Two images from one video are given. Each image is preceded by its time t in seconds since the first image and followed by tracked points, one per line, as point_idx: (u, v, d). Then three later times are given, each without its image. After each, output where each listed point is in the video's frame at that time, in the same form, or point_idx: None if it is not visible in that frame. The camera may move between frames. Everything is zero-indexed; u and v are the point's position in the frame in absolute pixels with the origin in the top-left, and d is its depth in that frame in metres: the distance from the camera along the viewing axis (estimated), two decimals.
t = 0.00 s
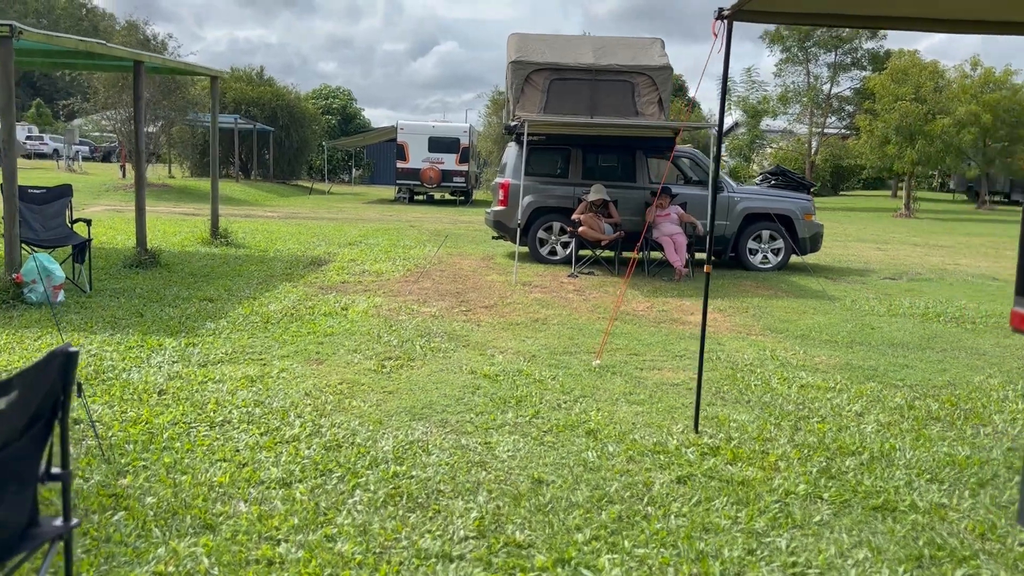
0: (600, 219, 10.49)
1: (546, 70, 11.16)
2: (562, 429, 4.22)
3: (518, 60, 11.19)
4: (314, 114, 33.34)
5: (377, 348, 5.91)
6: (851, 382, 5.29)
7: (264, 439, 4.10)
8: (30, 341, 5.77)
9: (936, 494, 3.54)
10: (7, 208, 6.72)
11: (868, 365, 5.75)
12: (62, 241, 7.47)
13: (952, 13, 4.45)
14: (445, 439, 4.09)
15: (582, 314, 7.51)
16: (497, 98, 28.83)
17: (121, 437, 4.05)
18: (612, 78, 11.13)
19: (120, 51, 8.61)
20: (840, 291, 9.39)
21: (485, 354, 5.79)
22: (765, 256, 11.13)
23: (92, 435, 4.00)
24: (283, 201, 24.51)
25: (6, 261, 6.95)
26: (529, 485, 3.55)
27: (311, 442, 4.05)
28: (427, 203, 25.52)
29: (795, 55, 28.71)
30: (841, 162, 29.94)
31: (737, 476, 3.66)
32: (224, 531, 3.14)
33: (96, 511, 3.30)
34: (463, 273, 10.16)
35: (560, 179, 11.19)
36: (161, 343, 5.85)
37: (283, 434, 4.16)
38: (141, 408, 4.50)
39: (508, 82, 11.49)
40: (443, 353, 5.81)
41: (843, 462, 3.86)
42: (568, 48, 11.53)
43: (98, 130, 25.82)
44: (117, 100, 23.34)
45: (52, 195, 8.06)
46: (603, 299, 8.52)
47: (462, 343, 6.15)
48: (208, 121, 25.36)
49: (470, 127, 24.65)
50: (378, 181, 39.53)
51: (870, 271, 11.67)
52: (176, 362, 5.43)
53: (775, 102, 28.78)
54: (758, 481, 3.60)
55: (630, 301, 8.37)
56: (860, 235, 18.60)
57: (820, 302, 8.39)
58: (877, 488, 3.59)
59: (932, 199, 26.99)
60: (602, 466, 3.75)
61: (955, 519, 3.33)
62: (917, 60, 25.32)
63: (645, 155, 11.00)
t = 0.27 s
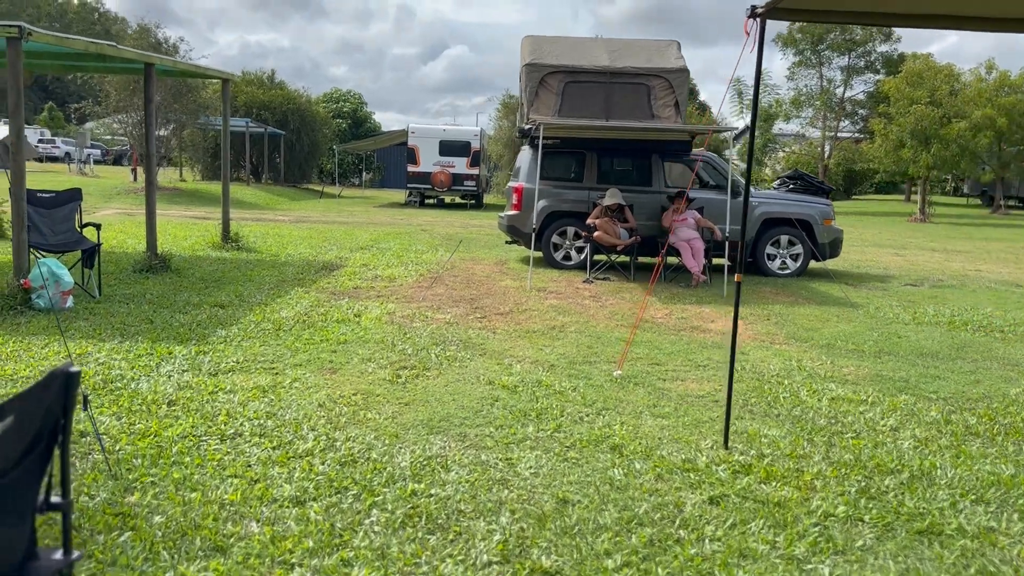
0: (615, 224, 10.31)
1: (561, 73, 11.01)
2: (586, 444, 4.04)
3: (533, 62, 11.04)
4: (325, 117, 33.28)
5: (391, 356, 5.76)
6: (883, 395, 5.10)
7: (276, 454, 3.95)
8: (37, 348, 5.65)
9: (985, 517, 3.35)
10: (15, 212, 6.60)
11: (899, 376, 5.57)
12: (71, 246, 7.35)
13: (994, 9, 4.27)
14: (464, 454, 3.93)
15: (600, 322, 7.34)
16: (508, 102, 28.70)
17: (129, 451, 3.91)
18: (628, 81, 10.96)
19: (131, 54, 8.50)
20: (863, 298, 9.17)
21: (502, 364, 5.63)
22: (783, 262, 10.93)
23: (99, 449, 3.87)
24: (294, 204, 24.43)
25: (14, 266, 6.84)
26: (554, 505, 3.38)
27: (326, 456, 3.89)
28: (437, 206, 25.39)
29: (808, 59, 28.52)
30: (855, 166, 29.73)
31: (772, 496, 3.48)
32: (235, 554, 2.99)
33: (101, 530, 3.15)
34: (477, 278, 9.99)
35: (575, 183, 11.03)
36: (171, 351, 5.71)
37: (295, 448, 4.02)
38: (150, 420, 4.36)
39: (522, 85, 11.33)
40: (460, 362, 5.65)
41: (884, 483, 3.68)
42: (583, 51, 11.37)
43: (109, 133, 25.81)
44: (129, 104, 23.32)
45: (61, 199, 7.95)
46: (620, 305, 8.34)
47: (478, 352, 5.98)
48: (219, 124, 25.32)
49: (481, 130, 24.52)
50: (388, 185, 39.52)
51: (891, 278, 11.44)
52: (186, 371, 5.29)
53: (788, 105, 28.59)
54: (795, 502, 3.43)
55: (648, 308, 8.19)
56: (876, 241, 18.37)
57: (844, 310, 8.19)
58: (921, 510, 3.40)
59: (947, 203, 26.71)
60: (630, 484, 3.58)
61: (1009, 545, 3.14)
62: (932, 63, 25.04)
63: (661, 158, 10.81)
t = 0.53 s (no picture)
0: (641, 227, 10.09)
1: (585, 74, 10.81)
2: (619, 458, 3.85)
3: (556, 63, 10.85)
4: (346, 120, 33.30)
5: (414, 363, 5.60)
6: (928, 408, 4.86)
7: (296, 466, 3.80)
8: (53, 353, 5.54)
9: None
10: (34, 214, 6.51)
11: (943, 388, 5.33)
12: (91, 249, 7.26)
13: None
14: (491, 468, 3.76)
15: (627, 328, 7.13)
16: (529, 105, 28.53)
17: (144, 462, 3.78)
18: (654, 82, 10.76)
19: (152, 54, 8.42)
20: (897, 304, 8.90)
21: (528, 372, 5.44)
22: (813, 266, 10.68)
23: (113, 460, 3.74)
24: (315, 207, 24.40)
25: (32, 269, 6.74)
26: (587, 525, 3.20)
27: (347, 469, 3.73)
28: (458, 209, 25.25)
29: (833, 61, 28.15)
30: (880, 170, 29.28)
31: (819, 518, 3.28)
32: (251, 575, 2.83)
33: (113, 548, 3.00)
34: (499, 282, 9.82)
35: (598, 186, 10.84)
36: (190, 357, 5.59)
37: (315, 460, 3.86)
38: (167, 429, 4.23)
39: (545, 86, 11.15)
40: (484, 370, 5.47)
41: (937, 503, 3.46)
42: (607, 51, 11.17)
43: (132, 136, 25.92)
44: (151, 107, 23.40)
45: (81, 201, 7.87)
46: (647, 311, 8.14)
47: (503, 359, 5.81)
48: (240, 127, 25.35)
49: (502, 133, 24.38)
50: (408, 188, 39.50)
51: (924, 283, 11.14)
52: (204, 377, 5.15)
53: (812, 108, 28.23)
54: (843, 525, 3.24)
55: (675, 314, 7.98)
56: (904, 246, 18.01)
57: (878, 316, 7.93)
58: (980, 535, 3.18)
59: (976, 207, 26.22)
60: (667, 503, 3.39)
61: None
62: (960, 65, 24.58)
63: (688, 161, 10.60)
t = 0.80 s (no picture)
0: (679, 232, 9.82)
1: (621, 76, 10.56)
2: (664, 480, 3.63)
3: (592, 64, 10.61)
4: (380, 124, 33.35)
5: (446, 373, 5.42)
6: (990, 426, 4.57)
7: (324, 483, 3.63)
8: (81, 360, 5.46)
9: None
10: (65, 218, 6.45)
11: (1005, 404, 5.02)
12: (122, 253, 7.20)
13: None
14: (529, 488, 3.56)
15: (666, 337, 6.89)
16: (562, 108, 28.31)
17: (168, 477, 3.64)
18: (692, 83, 10.49)
19: (186, 57, 8.36)
20: (948, 313, 8.55)
21: (565, 383, 5.23)
22: (858, 273, 10.36)
23: (136, 476, 3.61)
24: (348, 210, 24.42)
25: (64, 273, 6.69)
26: (631, 555, 2.98)
27: (377, 488, 3.56)
28: (490, 213, 25.10)
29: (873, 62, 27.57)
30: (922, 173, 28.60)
31: (884, 551, 3.03)
32: None
33: (131, 571, 2.85)
34: (533, 288, 9.62)
35: (635, 189, 10.59)
36: (219, 364, 5.46)
37: (344, 477, 3.69)
38: (192, 441, 4.09)
39: (581, 88, 10.92)
40: (519, 380, 5.27)
41: (1012, 535, 3.19)
42: (644, 52, 10.93)
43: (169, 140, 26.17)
44: (188, 111, 23.60)
45: (114, 205, 7.82)
46: (686, 319, 7.88)
47: (539, 369, 5.61)
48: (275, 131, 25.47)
49: (535, 136, 24.19)
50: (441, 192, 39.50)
51: (973, 291, 10.73)
52: (233, 386, 5.02)
53: (852, 110, 27.67)
54: (910, 558, 2.99)
55: (716, 322, 7.72)
56: (949, 251, 17.49)
57: (929, 326, 7.60)
58: None
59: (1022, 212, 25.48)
60: (717, 531, 3.16)
61: None
62: (1006, 66, 23.92)
63: (728, 164, 10.31)
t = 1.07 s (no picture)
0: (737, 238, 9.50)
1: (677, 76, 10.25)
2: (733, 505, 3.40)
3: (647, 65, 10.34)
4: (429, 128, 33.43)
5: (498, 383, 5.24)
6: None
7: (373, 500, 3.47)
8: (131, 365, 5.42)
9: None
10: (117, 222, 6.44)
11: None
12: (174, 256, 7.19)
13: None
14: (587, 511, 3.36)
15: (725, 347, 6.62)
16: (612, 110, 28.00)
17: (213, 491, 3.53)
18: (751, 83, 10.18)
19: (239, 61, 8.35)
20: None
21: (622, 396, 5.01)
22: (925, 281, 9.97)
23: (181, 489, 3.52)
24: (397, 214, 24.45)
25: (117, 277, 6.69)
26: None
27: (427, 506, 3.39)
28: (539, 216, 24.90)
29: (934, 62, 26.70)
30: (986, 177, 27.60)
31: None
32: None
33: None
34: (585, 294, 9.40)
35: (690, 193, 10.29)
36: (268, 371, 5.37)
37: (393, 493, 3.53)
38: (239, 452, 3.98)
39: (635, 89, 10.66)
40: (573, 392, 5.07)
41: None
42: (700, 52, 10.64)
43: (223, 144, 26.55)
44: (242, 115, 23.93)
45: (166, 208, 7.83)
46: (745, 327, 7.59)
47: (593, 380, 5.39)
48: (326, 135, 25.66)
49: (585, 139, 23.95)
50: (489, 195, 39.49)
51: None
52: (281, 394, 4.91)
53: (911, 112, 26.84)
54: None
55: (777, 332, 7.41)
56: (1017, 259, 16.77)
57: (1006, 338, 7.19)
58: None
59: None
60: (793, 564, 2.92)
61: None
62: None
63: (788, 167, 9.98)
